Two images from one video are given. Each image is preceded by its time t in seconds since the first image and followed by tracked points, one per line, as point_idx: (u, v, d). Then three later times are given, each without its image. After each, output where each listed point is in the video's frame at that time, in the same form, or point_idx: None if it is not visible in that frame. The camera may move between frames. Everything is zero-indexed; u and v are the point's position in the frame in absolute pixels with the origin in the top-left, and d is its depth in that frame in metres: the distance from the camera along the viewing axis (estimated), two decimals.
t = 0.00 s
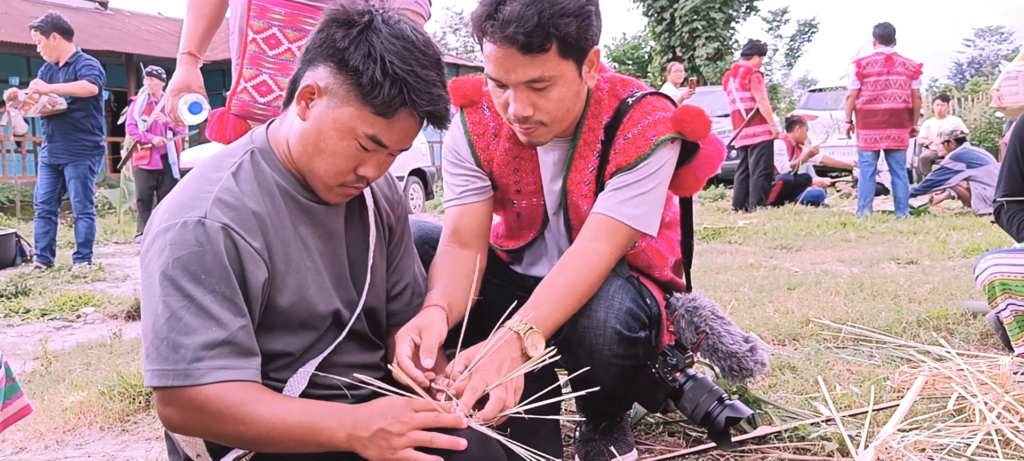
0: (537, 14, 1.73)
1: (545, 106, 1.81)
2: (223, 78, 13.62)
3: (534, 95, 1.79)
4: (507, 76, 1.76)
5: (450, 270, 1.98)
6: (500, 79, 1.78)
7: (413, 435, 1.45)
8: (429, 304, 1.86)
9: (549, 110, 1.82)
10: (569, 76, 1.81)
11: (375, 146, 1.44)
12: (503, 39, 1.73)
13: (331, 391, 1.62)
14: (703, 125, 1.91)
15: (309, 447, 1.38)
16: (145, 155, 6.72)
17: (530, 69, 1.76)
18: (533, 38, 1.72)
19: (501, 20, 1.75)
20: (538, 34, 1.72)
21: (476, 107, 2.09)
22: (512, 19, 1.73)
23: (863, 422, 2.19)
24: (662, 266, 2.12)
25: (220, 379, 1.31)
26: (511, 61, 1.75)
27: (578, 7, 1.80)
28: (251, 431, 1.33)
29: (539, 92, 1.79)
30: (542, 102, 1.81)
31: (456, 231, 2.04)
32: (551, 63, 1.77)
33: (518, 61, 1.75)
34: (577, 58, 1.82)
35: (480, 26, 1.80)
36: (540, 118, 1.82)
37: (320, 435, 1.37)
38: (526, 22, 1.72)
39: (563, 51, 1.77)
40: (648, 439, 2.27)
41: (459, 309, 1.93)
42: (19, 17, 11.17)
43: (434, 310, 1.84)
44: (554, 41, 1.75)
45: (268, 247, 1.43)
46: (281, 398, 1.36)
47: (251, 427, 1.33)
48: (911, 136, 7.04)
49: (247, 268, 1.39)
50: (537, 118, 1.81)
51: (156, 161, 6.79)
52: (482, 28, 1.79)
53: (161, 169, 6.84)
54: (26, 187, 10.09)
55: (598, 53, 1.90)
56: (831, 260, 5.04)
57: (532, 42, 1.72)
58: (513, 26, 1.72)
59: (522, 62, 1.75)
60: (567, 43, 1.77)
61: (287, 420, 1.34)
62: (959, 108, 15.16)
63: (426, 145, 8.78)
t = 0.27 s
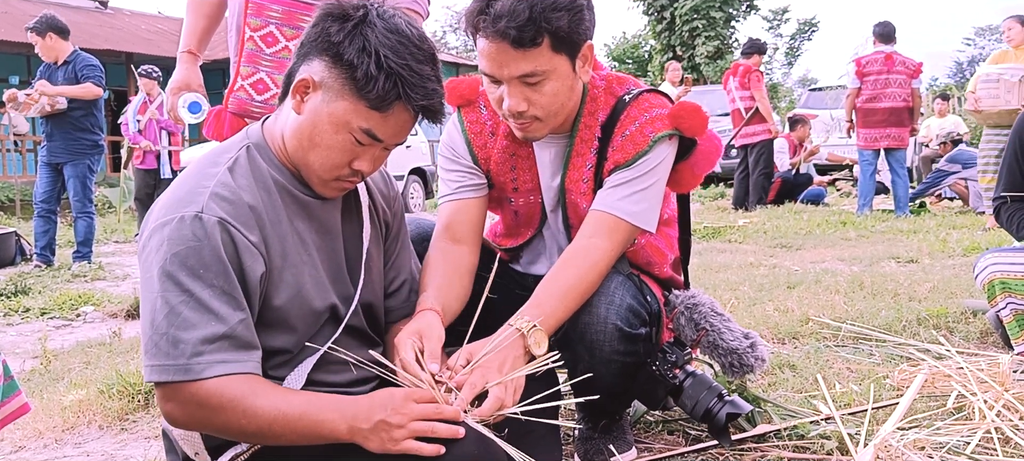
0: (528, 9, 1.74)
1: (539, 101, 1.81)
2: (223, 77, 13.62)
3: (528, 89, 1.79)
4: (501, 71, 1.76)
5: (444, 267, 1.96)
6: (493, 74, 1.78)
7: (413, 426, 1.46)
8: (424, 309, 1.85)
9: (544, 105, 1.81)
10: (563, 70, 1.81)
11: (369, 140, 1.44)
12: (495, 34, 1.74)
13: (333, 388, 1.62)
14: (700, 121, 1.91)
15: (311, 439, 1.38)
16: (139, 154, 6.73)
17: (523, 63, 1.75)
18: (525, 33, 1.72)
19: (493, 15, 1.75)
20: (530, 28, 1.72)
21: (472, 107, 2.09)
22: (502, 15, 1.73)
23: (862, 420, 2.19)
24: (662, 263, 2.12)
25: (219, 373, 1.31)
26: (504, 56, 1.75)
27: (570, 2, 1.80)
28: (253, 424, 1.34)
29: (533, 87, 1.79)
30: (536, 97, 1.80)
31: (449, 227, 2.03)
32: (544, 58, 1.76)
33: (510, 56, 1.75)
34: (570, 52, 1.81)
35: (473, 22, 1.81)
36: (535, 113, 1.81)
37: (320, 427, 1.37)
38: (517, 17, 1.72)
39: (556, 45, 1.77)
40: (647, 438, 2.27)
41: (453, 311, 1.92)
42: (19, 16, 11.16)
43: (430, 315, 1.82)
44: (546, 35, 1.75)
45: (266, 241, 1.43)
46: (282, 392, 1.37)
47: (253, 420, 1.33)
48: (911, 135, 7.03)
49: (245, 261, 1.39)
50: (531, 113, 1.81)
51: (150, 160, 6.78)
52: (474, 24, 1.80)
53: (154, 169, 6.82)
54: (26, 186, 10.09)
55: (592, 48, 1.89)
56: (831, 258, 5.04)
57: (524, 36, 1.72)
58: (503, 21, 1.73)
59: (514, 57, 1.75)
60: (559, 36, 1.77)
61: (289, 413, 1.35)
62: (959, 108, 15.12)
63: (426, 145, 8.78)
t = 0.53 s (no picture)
0: (523, 9, 1.73)
1: (536, 101, 1.80)
2: (223, 77, 13.62)
3: (525, 90, 1.79)
4: (497, 72, 1.76)
5: (443, 268, 1.96)
6: (490, 75, 1.78)
7: (420, 420, 1.46)
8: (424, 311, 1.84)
9: (541, 105, 1.81)
10: (559, 70, 1.81)
11: (366, 140, 1.44)
12: (491, 34, 1.73)
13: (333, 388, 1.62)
14: (699, 119, 1.91)
15: (314, 438, 1.38)
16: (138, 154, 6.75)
17: (519, 63, 1.75)
18: (520, 33, 1.72)
19: (488, 16, 1.75)
20: (525, 28, 1.72)
21: (472, 109, 2.09)
22: (497, 15, 1.73)
23: (863, 420, 2.19)
24: (663, 262, 2.12)
25: (221, 373, 1.31)
26: (500, 57, 1.75)
27: (565, 1, 1.81)
28: (254, 423, 1.33)
29: (529, 87, 1.79)
30: (533, 97, 1.80)
31: (448, 227, 2.03)
32: (540, 57, 1.76)
33: (506, 56, 1.75)
34: (567, 52, 1.81)
35: (469, 23, 1.81)
36: (532, 113, 1.81)
37: (324, 427, 1.37)
38: (512, 17, 1.72)
39: (552, 44, 1.77)
40: (647, 438, 2.26)
41: (453, 312, 1.92)
42: (19, 17, 11.17)
43: (430, 319, 1.82)
44: (541, 35, 1.74)
45: (266, 240, 1.43)
46: (284, 391, 1.36)
47: (255, 419, 1.33)
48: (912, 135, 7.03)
49: (245, 261, 1.38)
50: (529, 113, 1.81)
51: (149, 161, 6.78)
52: (470, 25, 1.80)
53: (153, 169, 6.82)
54: (26, 187, 10.09)
55: (589, 47, 1.89)
56: (832, 258, 5.03)
57: (519, 37, 1.72)
58: (498, 21, 1.72)
59: (510, 57, 1.75)
60: (555, 36, 1.76)
61: (290, 412, 1.34)
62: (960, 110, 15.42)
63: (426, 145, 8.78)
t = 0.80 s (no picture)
0: (524, 9, 1.73)
1: (536, 102, 1.81)
2: (223, 78, 13.63)
3: (526, 90, 1.79)
4: (498, 72, 1.76)
5: (441, 269, 1.95)
6: (491, 75, 1.78)
7: (431, 415, 1.47)
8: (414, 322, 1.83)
9: (541, 106, 1.81)
10: (559, 71, 1.81)
11: (366, 142, 1.43)
12: (491, 34, 1.73)
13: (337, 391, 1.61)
14: (700, 120, 1.91)
15: (323, 441, 1.38)
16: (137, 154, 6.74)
17: (519, 63, 1.75)
18: (520, 33, 1.72)
19: (488, 16, 1.75)
20: (525, 28, 1.72)
21: (472, 112, 2.09)
22: (497, 15, 1.73)
23: (864, 420, 2.19)
24: (664, 263, 2.12)
25: (227, 377, 1.31)
26: (501, 57, 1.75)
27: (565, 2, 1.81)
28: (262, 427, 1.34)
29: (530, 88, 1.79)
30: (533, 97, 1.80)
31: (447, 229, 2.02)
32: (540, 58, 1.76)
33: (506, 56, 1.75)
34: (567, 52, 1.81)
35: (468, 24, 1.81)
36: (532, 114, 1.81)
37: (333, 430, 1.37)
38: (512, 17, 1.72)
39: (552, 45, 1.77)
40: (648, 438, 2.26)
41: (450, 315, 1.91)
42: (19, 17, 11.17)
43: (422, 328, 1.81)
44: (542, 35, 1.74)
45: (269, 243, 1.43)
46: (291, 394, 1.37)
47: (263, 423, 1.33)
48: (912, 135, 7.03)
49: (249, 264, 1.38)
50: (529, 114, 1.81)
51: (148, 161, 6.78)
52: (470, 26, 1.80)
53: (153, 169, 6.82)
54: (26, 187, 10.09)
55: (589, 48, 1.89)
56: (832, 258, 5.04)
57: (520, 37, 1.72)
58: (499, 21, 1.72)
59: (510, 57, 1.75)
60: (555, 36, 1.76)
61: (297, 415, 1.34)
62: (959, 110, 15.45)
63: (426, 145, 8.78)
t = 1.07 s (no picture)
0: (527, 9, 1.74)
1: (538, 103, 1.81)
2: (223, 79, 13.64)
3: (527, 90, 1.79)
4: (500, 72, 1.76)
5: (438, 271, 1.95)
6: (493, 75, 1.78)
7: (425, 398, 1.47)
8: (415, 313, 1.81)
9: (543, 107, 1.81)
10: (562, 72, 1.81)
11: (364, 143, 1.43)
12: (494, 34, 1.74)
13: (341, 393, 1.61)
14: (701, 123, 1.91)
15: (319, 424, 1.38)
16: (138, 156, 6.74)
17: (522, 63, 1.75)
18: (524, 33, 1.72)
19: (492, 15, 1.76)
20: (529, 27, 1.72)
21: (473, 114, 2.09)
22: (501, 15, 1.73)
23: (865, 422, 2.19)
24: (666, 265, 2.12)
25: (223, 375, 1.31)
26: (503, 56, 1.75)
27: (568, 2, 1.81)
28: (258, 418, 1.33)
29: (531, 88, 1.79)
30: (535, 98, 1.80)
31: (444, 230, 2.02)
32: (543, 58, 1.76)
33: (509, 56, 1.75)
34: (569, 53, 1.82)
35: (471, 24, 1.81)
36: (534, 115, 1.81)
37: (327, 412, 1.37)
38: (515, 17, 1.73)
39: (554, 45, 1.77)
40: (649, 440, 2.26)
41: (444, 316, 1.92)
42: (20, 19, 11.18)
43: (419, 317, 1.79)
44: (544, 35, 1.75)
45: (266, 244, 1.43)
46: (284, 381, 1.36)
47: (258, 413, 1.33)
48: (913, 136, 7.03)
49: (246, 264, 1.38)
50: (531, 114, 1.81)
51: (148, 162, 6.78)
52: (473, 25, 1.80)
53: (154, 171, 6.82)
54: (26, 188, 10.10)
55: (591, 49, 1.89)
56: (832, 260, 5.04)
57: (522, 37, 1.73)
58: (502, 21, 1.73)
59: (513, 57, 1.75)
60: (557, 36, 1.77)
61: (290, 401, 1.34)
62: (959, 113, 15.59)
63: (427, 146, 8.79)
